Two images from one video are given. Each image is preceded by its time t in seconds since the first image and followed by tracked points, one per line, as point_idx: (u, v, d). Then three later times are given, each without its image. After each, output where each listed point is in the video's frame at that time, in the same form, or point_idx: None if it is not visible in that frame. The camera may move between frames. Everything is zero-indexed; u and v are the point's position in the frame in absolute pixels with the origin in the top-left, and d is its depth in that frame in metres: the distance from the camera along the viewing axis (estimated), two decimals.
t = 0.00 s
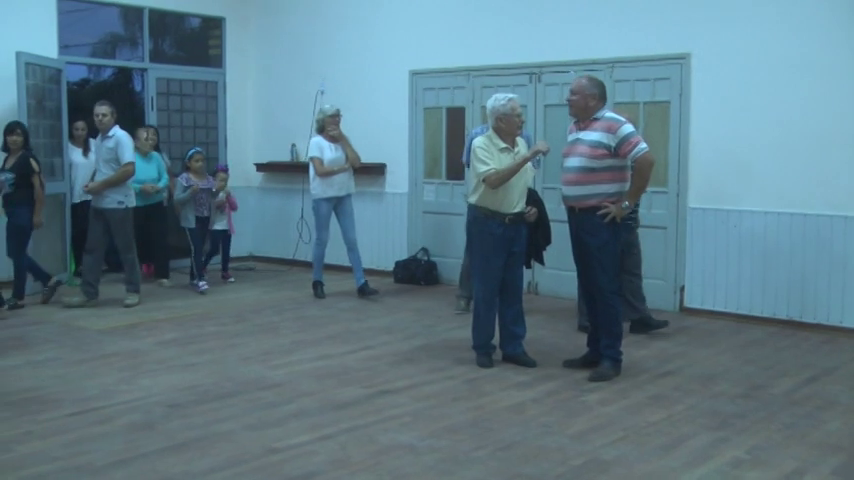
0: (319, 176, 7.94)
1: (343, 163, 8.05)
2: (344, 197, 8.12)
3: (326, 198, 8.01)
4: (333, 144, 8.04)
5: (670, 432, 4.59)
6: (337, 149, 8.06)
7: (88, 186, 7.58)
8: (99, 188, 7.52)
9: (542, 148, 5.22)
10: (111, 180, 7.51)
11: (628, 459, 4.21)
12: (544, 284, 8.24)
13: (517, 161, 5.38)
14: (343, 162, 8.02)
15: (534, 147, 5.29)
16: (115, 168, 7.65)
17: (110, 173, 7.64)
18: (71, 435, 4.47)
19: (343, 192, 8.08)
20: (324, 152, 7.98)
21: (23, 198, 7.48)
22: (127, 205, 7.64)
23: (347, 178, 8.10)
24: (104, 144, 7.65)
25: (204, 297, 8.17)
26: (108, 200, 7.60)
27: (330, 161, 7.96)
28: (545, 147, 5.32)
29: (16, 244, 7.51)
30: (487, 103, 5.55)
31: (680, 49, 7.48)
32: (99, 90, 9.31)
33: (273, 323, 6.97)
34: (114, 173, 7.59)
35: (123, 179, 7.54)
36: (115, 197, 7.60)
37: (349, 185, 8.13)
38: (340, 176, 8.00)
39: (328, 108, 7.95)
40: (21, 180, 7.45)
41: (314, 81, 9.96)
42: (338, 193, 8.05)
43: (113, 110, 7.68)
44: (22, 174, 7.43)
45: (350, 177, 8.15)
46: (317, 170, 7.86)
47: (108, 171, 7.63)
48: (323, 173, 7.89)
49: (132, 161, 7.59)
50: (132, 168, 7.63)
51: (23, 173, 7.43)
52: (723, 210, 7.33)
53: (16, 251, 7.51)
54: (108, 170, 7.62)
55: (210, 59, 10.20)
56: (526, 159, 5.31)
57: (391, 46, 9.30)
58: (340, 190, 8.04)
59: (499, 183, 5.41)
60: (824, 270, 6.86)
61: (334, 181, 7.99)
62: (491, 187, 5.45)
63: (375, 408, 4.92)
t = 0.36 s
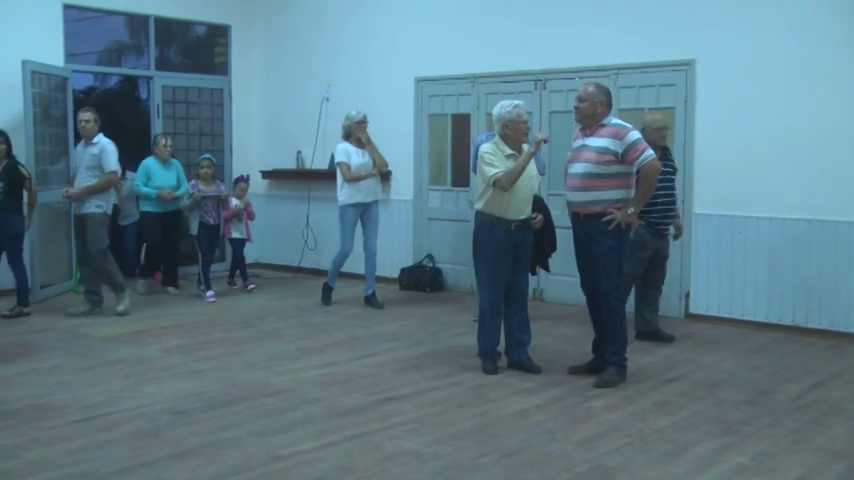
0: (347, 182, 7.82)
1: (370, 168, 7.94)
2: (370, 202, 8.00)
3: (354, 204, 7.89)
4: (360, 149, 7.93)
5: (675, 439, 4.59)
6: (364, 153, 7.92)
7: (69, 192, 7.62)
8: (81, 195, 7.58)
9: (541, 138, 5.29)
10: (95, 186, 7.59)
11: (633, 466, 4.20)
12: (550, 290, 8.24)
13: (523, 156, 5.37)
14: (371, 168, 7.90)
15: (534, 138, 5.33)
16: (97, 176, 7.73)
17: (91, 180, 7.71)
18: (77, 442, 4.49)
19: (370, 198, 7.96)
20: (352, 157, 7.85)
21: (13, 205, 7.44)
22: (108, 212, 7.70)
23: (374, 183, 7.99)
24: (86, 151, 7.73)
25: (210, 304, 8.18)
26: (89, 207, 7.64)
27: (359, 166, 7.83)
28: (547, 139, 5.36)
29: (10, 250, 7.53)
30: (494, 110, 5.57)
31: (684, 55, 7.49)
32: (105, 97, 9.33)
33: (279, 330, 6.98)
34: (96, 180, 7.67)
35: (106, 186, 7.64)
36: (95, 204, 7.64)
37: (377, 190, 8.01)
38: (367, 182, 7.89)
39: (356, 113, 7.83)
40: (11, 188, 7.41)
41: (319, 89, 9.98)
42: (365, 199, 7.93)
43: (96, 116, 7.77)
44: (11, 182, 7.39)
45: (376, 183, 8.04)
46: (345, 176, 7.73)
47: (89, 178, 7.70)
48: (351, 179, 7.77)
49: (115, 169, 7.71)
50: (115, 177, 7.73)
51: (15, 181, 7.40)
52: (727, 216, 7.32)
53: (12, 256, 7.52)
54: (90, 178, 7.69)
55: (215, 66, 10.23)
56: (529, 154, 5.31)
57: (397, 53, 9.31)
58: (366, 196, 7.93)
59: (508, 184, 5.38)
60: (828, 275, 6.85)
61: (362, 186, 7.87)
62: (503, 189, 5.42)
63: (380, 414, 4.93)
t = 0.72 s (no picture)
0: (358, 181, 7.66)
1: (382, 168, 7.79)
2: (381, 203, 7.83)
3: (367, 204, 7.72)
4: (372, 148, 7.76)
5: (671, 437, 4.58)
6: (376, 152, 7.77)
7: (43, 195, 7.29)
8: (54, 196, 7.23)
9: (547, 145, 5.17)
10: (69, 188, 7.23)
11: (629, 465, 4.20)
12: (547, 289, 8.24)
13: (524, 164, 5.37)
14: (382, 167, 7.75)
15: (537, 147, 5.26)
16: (71, 177, 7.42)
17: (65, 182, 7.40)
18: (73, 442, 4.48)
19: (381, 198, 7.79)
20: (364, 156, 7.70)
21: None
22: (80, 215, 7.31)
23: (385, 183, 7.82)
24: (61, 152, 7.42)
25: (206, 303, 8.17)
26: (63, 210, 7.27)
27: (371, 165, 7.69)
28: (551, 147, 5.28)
29: None
30: (495, 109, 5.56)
31: (681, 54, 7.49)
32: (103, 97, 9.33)
33: (275, 329, 6.97)
34: (70, 182, 7.32)
35: (80, 187, 7.27)
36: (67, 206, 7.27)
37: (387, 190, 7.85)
38: (379, 181, 7.72)
39: (368, 112, 7.64)
40: None
41: (316, 88, 9.98)
42: (376, 199, 7.76)
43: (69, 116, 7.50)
44: None
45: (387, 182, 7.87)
46: (358, 174, 7.58)
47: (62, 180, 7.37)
48: (364, 178, 7.61)
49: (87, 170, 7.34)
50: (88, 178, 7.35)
51: None
52: (725, 215, 7.33)
53: None
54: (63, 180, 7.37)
55: (213, 66, 10.23)
56: (532, 160, 5.28)
57: (394, 53, 9.31)
58: (378, 196, 7.75)
59: (507, 187, 5.38)
60: (826, 274, 6.85)
61: (374, 185, 7.70)
62: (502, 192, 5.43)
63: (377, 414, 4.93)
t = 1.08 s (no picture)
0: (367, 183, 7.63)
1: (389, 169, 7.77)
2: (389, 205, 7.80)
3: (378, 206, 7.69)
4: (377, 150, 7.74)
5: (667, 437, 4.60)
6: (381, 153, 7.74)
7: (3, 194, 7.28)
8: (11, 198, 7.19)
9: (547, 147, 5.17)
10: (26, 190, 7.17)
11: (625, 464, 4.21)
12: (542, 289, 8.25)
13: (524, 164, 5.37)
14: (389, 169, 7.73)
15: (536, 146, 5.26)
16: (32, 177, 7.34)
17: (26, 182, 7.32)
18: (69, 443, 4.48)
19: (389, 200, 7.77)
20: (372, 158, 7.68)
21: None
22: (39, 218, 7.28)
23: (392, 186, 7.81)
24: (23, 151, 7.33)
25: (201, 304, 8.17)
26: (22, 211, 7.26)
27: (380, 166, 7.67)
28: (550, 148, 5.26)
29: None
30: (494, 111, 5.56)
31: (676, 55, 7.51)
32: (97, 98, 9.34)
33: (271, 330, 6.97)
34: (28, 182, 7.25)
35: (37, 188, 7.19)
36: (28, 208, 7.25)
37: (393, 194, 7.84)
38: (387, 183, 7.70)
39: (371, 112, 7.62)
40: None
41: (311, 89, 9.98)
42: (386, 201, 7.73)
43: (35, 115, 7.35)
44: None
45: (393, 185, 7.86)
46: (367, 176, 7.56)
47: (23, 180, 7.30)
48: (373, 179, 7.59)
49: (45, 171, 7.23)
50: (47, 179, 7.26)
51: None
52: (721, 215, 7.34)
53: None
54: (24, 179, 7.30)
55: (207, 66, 10.23)
56: (531, 162, 5.29)
57: (388, 54, 9.31)
58: (387, 198, 7.73)
59: (505, 189, 5.38)
60: (822, 274, 6.86)
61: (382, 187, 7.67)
62: (500, 193, 5.43)
63: (373, 414, 4.93)
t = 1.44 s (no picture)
0: (380, 183, 7.61)
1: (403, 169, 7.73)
2: (403, 206, 7.76)
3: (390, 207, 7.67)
4: (391, 149, 7.71)
5: (670, 438, 4.59)
6: (394, 153, 7.70)
7: None
8: None
9: (551, 149, 5.18)
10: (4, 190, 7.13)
11: (629, 466, 4.20)
12: (546, 290, 8.24)
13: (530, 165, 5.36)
14: (403, 169, 7.68)
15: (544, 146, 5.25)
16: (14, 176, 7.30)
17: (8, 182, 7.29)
18: (72, 443, 4.48)
19: (403, 201, 7.73)
20: (383, 158, 7.66)
21: None
22: (23, 217, 7.27)
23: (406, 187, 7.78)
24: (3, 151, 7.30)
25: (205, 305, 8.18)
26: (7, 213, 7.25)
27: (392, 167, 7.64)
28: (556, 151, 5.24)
29: None
30: (500, 112, 5.55)
31: (680, 55, 7.49)
32: (101, 98, 9.34)
33: (274, 330, 6.98)
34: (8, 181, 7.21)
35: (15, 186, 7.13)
36: (11, 210, 7.24)
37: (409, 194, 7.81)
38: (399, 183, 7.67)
39: (385, 112, 7.59)
40: None
41: (315, 89, 9.99)
42: (398, 201, 7.70)
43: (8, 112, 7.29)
44: None
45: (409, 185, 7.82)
46: (378, 177, 7.55)
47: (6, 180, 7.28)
48: (384, 180, 7.58)
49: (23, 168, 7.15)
50: (26, 176, 7.19)
51: None
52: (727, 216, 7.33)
53: None
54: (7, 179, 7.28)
55: (211, 67, 10.23)
56: (536, 164, 5.27)
57: (392, 54, 9.31)
58: (400, 199, 7.70)
59: (511, 190, 5.38)
60: (828, 275, 6.84)
61: (395, 188, 7.64)
62: (505, 194, 5.42)
63: (376, 415, 4.93)
